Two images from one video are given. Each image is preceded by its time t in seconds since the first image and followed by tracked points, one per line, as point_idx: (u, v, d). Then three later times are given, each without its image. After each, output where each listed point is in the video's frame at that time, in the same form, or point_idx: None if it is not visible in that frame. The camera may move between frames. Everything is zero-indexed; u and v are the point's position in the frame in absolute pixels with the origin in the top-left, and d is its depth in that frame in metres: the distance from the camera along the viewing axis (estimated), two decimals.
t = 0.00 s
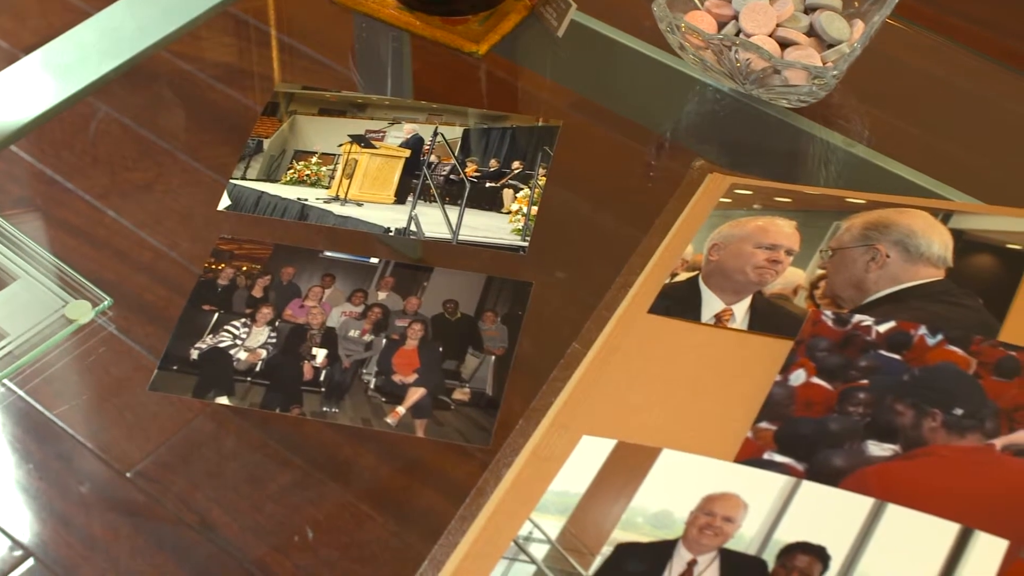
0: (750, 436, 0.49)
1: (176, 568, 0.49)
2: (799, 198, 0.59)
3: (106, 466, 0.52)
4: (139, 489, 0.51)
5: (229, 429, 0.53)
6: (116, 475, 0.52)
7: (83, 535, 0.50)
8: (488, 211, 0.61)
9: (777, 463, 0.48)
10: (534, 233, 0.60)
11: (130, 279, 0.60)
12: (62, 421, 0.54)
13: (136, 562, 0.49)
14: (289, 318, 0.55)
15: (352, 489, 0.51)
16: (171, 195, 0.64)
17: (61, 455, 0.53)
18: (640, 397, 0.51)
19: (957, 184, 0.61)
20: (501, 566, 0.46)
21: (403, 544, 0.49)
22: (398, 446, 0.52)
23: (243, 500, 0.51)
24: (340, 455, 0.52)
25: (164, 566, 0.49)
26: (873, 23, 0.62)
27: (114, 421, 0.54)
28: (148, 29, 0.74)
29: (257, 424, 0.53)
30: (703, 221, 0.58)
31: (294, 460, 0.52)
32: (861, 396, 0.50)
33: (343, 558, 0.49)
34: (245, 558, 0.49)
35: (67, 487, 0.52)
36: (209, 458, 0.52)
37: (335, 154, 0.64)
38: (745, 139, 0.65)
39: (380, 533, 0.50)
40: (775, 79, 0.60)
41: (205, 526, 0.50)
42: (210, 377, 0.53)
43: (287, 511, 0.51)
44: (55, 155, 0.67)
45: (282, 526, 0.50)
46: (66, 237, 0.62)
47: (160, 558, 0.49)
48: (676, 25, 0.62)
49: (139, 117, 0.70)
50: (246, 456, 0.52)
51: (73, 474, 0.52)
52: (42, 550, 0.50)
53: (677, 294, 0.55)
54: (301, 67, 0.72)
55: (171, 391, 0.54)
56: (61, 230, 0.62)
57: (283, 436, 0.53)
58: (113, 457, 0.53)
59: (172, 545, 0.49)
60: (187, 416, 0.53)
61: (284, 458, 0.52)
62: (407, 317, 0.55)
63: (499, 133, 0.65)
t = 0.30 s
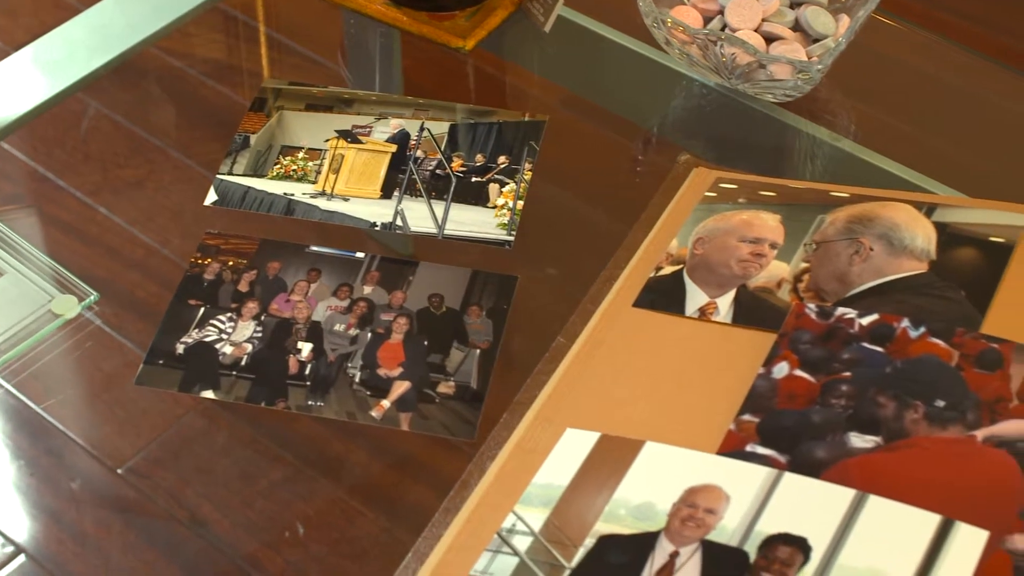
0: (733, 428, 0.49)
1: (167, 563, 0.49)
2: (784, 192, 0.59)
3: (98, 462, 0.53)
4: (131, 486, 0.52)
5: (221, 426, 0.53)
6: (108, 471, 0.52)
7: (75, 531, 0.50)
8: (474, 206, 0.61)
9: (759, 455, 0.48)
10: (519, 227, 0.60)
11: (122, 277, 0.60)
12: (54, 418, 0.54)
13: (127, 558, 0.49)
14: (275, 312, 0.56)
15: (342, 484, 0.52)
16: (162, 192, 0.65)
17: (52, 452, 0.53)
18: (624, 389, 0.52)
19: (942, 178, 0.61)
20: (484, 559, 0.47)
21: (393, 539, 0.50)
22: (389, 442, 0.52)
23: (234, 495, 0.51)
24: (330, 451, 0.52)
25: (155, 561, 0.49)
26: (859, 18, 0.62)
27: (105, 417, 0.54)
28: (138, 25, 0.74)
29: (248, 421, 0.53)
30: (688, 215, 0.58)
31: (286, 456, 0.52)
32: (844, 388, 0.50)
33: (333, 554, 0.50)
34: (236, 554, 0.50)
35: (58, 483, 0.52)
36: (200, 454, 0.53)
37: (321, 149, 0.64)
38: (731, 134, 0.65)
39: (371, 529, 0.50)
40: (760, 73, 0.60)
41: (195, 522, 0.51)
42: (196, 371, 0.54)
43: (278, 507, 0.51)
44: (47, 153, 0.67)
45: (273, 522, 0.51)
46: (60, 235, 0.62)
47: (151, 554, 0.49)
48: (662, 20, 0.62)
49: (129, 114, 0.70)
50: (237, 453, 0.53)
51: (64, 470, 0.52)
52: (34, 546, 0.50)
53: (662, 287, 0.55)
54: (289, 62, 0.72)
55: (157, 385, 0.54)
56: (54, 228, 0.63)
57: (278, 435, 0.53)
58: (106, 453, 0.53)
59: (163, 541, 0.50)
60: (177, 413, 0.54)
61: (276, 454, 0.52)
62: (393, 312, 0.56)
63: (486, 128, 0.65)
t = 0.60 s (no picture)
0: (715, 420, 0.50)
1: (158, 559, 0.50)
2: (767, 185, 0.59)
3: (89, 457, 0.53)
4: (121, 482, 0.52)
5: (210, 422, 0.54)
6: (99, 467, 0.53)
7: (67, 528, 0.51)
8: (460, 200, 0.61)
9: (740, 447, 0.48)
10: (504, 222, 0.61)
11: (114, 274, 0.60)
12: (46, 415, 0.55)
13: (118, 554, 0.50)
14: (260, 306, 0.56)
15: (332, 480, 0.52)
16: (152, 188, 0.65)
17: (44, 449, 0.54)
18: (606, 381, 0.52)
19: (926, 171, 0.61)
20: (467, 551, 0.47)
21: (382, 534, 0.50)
22: (378, 439, 0.53)
23: (225, 491, 0.52)
24: (321, 446, 0.53)
25: (146, 558, 0.50)
26: (843, 12, 0.62)
27: (95, 413, 0.54)
28: (126, 21, 0.75)
29: (238, 417, 0.53)
30: (672, 209, 0.58)
31: (277, 453, 0.53)
32: (826, 379, 0.50)
33: (324, 549, 0.50)
34: (227, 550, 0.50)
35: (50, 480, 0.52)
36: (192, 450, 0.53)
37: (307, 144, 0.64)
38: (717, 129, 0.65)
39: (361, 524, 0.51)
40: (744, 68, 0.60)
41: (186, 518, 0.51)
42: (181, 365, 0.54)
43: (268, 503, 0.51)
44: (39, 150, 0.67)
45: (264, 518, 0.51)
46: (52, 233, 0.62)
47: (141, 550, 0.50)
48: (647, 15, 0.62)
49: (120, 111, 0.70)
50: (228, 448, 0.53)
51: (55, 467, 0.53)
52: (25, 541, 0.50)
53: (646, 280, 0.55)
54: (278, 58, 0.72)
55: (141, 377, 0.54)
56: (46, 225, 0.63)
57: (269, 433, 0.53)
58: (97, 449, 0.54)
59: (154, 537, 0.50)
60: (167, 410, 0.54)
61: (265, 450, 0.53)
62: (378, 305, 0.56)
63: (472, 123, 0.65)
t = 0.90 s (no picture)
0: (698, 413, 0.50)
1: (148, 555, 0.51)
2: (751, 179, 0.59)
3: (79, 453, 0.54)
4: (111, 478, 0.53)
5: (198, 417, 0.55)
6: (89, 463, 0.54)
7: (57, 524, 0.52)
8: (444, 194, 0.62)
9: (722, 439, 0.49)
10: (489, 216, 0.61)
11: (104, 271, 0.60)
12: (36, 410, 0.56)
13: (107, 550, 0.51)
14: (245, 300, 0.56)
15: (322, 475, 0.53)
16: (142, 185, 0.65)
17: (35, 445, 0.55)
18: (589, 373, 0.52)
19: (910, 165, 0.62)
20: (450, 543, 0.47)
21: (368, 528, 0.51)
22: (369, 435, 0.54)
23: (215, 487, 0.53)
24: (312, 441, 0.54)
25: (136, 553, 0.51)
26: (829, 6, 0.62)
27: (85, 410, 0.55)
28: (113, 17, 0.75)
29: (231, 415, 0.54)
30: (658, 203, 0.59)
31: (268, 449, 0.54)
32: (808, 372, 0.50)
33: (314, 544, 0.51)
34: (217, 546, 0.51)
35: (39, 475, 0.53)
36: (182, 446, 0.54)
37: (293, 139, 0.64)
38: (702, 124, 0.65)
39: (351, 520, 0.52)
40: (729, 62, 0.60)
41: (176, 514, 0.52)
42: (165, 359, 0.55)
43: (258, 499, 0.53)
44: (30, 147, 0.68)
45: (253, 514, 0.52)
46: (43, 229, 0.63)
47: (132, 545, 0.51)
48: (634, 10, 0.62)
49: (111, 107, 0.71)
50: (218, 445, 0.54)
51: (45, 462, 0.54)
52: (17, 537, 0.51)
53: (630, 274, 0.55)
54: (266, 54, 0.72)
55: (126, 371, 0.55)
56: (36, 222, 0.63)
57: (256, 427, 0.54)
58: (87, 445, 0.55)
59: (144, 532, 0.52)
60: (157, 406, 0.55)
61: (256, 446, 0.54)
62: (363, 299, 0.57)
63: (457, 117, 0.66)
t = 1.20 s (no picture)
0: (680, 406, 0.50)
1: (137, 551, 0.51)
2: (736, 173, 0.59)
3: (69, 449, 0.54)
4: (101, 473, 0.54)
5: (190, 415, 0.55)
6: (79, 459, 0.54)
7: (46, 519, 0.52)
8: (429, 188, 0.62)
9: (704, 432, 0.49)
10: (474, 211, 0.62)
11: (94, 267, 0.61)
12: (26, 406, 0.56)
13: (97, 545, 0.51)
14: (230, 294, 0.57)
15: (312, 471, 0.53)
16: (133, 182, 0.65)
17: (25, 441, 0.55)
18: (572, 367, 0.52)
19: (894, 160, 0.62)
20: (432, 535, 0.48)
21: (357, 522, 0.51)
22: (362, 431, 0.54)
23: (204, 483, 0.53)
24: (301, 438, 0.54)
25: (126, 549, 0.51)
26: None
27: (76, 406, 0.55)
28: (101, 14, 0.75)
29: (220, 411, 0.55)
30: (643, 196, 0.59)
31: (256, 445, 0.54)
32: (790, 365, 0.51)
33: (303, 540, 0.51)
34: (205, 542, 0.51)
35: (29, 471, 0.54)
36: (171, 441, 0.54)
37: (279, 134, 0.65)
38: (688, 119, 0.66)
39: (339, 515, 0.52)
40: (714, 58, 0.61)
41: (165, 509, 0.52)
42: (150, 353, 0.55)
43: (247, 494, 0.53)
44: (21, 145, 0.68)
45: (242, 508, 0.52)
46: (33, 226, 0.63)
47: (121, 541, 0.51)
48: (619, 7, 0.62)
49: (103, 104, 0.71)
50: (207, 440, 0.54)
51: (35, 458, 0.54)
52: (11, 535, 0.51)
53: (613, 268, 0.56)
54: (256, 52, 0.73)
55: (110, 365, 0.55)
56: (27, 219, 0.64)
57: (248, 423, 0.54)
58: (77, 441, 0.55)
59: (133, 528, 0.52)
60: (147, 402, 0.55)
61: (245, 442, 0.54)
62: (347, 294, 0.57)
63: (442, 112, 0.66)
